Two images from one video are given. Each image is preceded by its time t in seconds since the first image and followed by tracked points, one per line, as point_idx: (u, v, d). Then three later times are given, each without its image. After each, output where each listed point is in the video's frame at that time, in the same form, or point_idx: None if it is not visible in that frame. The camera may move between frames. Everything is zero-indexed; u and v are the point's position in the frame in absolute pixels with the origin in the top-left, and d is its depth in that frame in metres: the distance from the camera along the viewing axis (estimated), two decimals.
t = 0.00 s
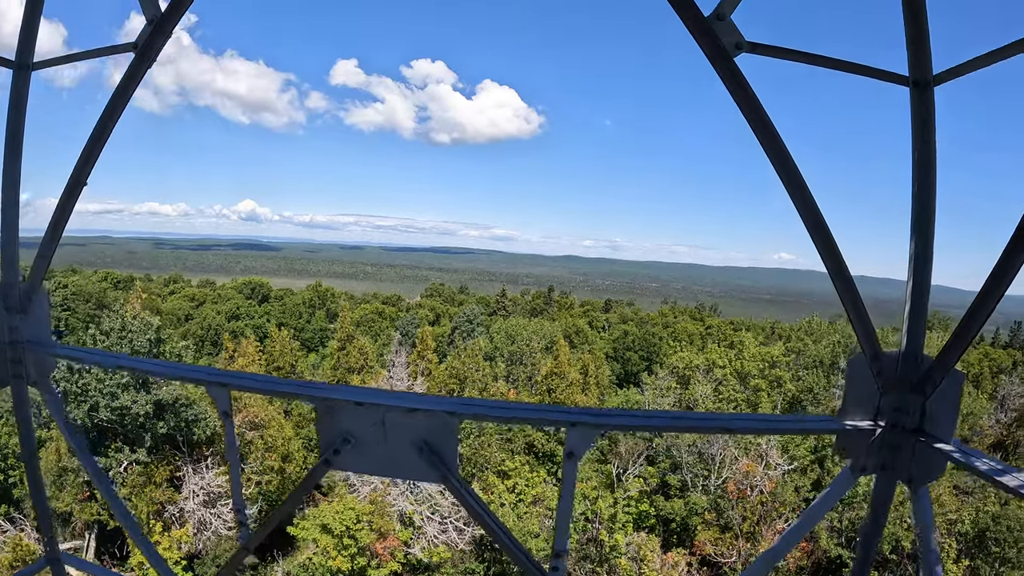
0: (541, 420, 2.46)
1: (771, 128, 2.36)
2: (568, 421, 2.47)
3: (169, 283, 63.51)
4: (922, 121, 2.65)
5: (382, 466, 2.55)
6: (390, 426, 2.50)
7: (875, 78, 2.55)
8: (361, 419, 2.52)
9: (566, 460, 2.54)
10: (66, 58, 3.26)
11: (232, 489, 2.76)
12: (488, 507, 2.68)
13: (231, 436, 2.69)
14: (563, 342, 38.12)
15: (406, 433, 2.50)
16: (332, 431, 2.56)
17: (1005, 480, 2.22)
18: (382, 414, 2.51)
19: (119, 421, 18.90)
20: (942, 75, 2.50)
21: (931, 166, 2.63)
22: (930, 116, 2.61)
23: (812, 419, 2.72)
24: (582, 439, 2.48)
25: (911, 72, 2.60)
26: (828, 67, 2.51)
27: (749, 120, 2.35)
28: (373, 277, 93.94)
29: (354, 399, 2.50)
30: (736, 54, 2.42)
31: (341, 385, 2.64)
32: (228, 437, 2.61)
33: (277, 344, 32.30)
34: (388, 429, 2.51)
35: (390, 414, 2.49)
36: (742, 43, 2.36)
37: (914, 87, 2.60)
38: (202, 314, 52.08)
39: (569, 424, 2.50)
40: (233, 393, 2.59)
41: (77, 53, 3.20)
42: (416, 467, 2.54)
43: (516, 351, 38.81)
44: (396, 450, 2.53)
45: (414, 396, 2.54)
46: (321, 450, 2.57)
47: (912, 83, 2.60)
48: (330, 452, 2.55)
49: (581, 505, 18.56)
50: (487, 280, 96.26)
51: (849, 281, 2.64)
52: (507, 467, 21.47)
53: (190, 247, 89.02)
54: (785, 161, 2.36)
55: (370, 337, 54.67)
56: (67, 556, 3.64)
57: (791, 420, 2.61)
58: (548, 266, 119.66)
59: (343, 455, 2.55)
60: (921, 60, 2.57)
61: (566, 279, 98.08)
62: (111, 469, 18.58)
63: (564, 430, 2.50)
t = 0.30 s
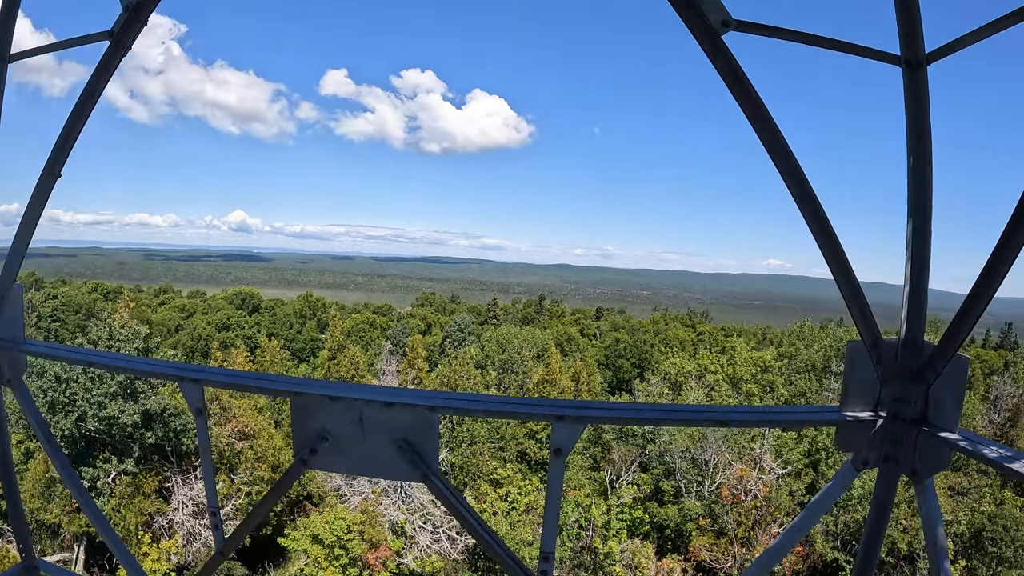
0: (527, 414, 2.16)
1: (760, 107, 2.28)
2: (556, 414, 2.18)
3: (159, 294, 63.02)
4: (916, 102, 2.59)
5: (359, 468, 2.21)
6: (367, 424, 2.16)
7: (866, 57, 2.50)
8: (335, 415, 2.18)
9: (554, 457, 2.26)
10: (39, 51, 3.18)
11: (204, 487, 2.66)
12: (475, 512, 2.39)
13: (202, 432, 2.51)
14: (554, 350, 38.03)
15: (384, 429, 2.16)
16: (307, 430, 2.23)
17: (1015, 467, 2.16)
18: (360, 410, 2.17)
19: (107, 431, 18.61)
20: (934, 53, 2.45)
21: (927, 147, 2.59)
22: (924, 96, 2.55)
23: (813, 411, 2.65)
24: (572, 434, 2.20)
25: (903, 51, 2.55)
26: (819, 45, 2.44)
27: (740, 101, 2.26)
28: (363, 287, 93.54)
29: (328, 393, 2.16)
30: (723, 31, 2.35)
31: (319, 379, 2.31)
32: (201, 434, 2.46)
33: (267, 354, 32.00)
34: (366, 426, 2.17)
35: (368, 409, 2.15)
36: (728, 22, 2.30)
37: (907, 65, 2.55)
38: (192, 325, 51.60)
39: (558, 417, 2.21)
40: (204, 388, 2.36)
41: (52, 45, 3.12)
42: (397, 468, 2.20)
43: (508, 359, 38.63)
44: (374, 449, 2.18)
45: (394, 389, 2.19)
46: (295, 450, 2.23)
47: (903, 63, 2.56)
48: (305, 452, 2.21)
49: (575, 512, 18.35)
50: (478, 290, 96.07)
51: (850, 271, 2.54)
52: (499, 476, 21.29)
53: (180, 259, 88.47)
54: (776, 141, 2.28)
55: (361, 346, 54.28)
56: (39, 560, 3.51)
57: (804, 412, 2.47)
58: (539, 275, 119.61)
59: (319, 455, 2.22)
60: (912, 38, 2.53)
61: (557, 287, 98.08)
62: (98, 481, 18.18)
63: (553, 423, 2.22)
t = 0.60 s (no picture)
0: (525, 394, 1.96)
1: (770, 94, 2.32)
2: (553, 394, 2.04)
3: (150, 300, 62.45)
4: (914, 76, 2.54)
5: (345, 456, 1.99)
6: (357, 407, 1.96)
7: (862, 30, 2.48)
8: (321, 397, 1.99)
9: (551, 439, 2.14)
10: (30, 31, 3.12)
11: (189, 482, 2.55)
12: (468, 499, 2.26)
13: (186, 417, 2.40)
14: (548, 354, 37.88)
15: (373, 411, 1.96)
16: (293, 414, 2.02)
17: None
18: (348, 391, 1.97)
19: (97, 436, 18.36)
20: (933, 23, 2.42)
21: (926, 121, 2.53)
22: (922, 69, 2.49)
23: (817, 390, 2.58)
24: (568, 415, 2.09)
25: (899, 26, 2.50)
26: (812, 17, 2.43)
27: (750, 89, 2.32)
28: (355, 294, 93.05)
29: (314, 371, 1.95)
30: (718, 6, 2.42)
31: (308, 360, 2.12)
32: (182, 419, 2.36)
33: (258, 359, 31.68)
34: (355, 408, 1.97)
35: (357, 391, 1.95)
36: None
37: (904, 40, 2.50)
38: (182, 331, 51.08)
39: (555, 397, 2.09)
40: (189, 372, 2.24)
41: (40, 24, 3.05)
42: (389, 457, 1.98)
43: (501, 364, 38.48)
44: (363, 433, 1.98)
45: (385, 370, 1.99)
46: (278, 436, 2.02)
47: (900, 37, 2.51)
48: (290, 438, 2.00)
49: (571, 515, 18.13)
50: (471, 295, 95.86)
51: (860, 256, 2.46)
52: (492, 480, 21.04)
53: (171, 265, 87.71)
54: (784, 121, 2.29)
55: (353, 352, 53.89)
56: (18, 557, 3.38)
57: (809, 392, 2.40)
58: (531, 280, 119.50)
59: (307, 439, 2.00)
60: (909, 11, 2.49)
61: (549, 293, 98.02)
62: (88, 486, 18.02)
63: (549, 402, 2.10)
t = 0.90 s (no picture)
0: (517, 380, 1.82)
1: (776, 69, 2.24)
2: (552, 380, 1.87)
3: (141, 302, 61.87)
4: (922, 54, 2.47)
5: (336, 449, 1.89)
6: (343, 394, 1.85)
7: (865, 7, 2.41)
8: (309, 384, 1.87)
9: (550, 430, 1.98)
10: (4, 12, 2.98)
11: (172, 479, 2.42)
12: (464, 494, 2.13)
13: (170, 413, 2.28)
14: (541, 355, 37.75)
15: (364, 402, 1.85)
16: (276, 405, 1.91)
17: None
18: (337, 379, 1.86)
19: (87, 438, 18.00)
20: (939, 2, 2.34)
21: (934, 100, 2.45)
22: (930, 47, 2.43)
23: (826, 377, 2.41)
24: (568, 404, 1.90)
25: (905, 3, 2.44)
26: None
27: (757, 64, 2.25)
28: (348, 296, 92.58)
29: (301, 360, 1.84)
30: None
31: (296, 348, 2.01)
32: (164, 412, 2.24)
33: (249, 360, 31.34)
34: (341, 396, 1.86)
35: (345, 379, 1.83)
36: None
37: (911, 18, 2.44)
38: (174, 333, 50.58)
39: (555, 383, 1.91)
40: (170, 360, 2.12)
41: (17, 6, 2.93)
42: (383, 451, 1.87)
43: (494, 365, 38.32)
44: (352, 424, 1.87)
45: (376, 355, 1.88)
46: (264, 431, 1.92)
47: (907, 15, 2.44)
48: (274, 430, 1.89)
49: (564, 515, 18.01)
50: (464, 297, 95.64)
51: (871, 238, 2.37)
52: (485, 481, 20.78)
53: (162, 267, 86.93)
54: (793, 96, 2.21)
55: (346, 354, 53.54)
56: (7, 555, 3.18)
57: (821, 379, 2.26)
58: (524, 281, 119.42)
59: (293, 432, 1.89)
60: None
61: (542, 294, 98.00)
62: (78, 489, 17.65)
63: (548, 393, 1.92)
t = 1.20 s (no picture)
0: (523, 340, 1.76)
1: (794, 31, 2.29)
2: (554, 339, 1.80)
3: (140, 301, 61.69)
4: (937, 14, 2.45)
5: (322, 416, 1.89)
6: (330, 357, 1.85)
7: None
8: (294, 348, 1.88)
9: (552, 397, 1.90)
10: None
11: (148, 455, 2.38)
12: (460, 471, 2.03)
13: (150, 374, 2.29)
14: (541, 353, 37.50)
15: (352, 365, 1.85)
16: (258, 370, 1.91)
17: None
18: (322, 342, 1.87)
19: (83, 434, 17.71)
20: None
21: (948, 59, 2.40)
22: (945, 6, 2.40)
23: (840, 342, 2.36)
24: (571, 365, 1.83)
25: None
26: None
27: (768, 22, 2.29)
28: (347, 295, 92.34)
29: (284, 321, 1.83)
30: None
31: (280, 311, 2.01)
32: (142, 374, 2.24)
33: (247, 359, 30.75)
34: (328, 359, 1.86)
35: (332, 340, 1.84)
36: None
37: None
38: (173, 331, 50.39)
39: (557, 344, 1.85)
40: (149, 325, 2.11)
41: None
42: (371, 416, 1.87)
43: (492, 363, 38.15)
44: (339, 388, 1.87)
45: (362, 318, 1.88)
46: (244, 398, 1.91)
47: None
48: (255, 396, 1.88)
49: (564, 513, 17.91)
50: (463, 296, 95.39)
51: (884, 192, 2.36)
52: (484, 478, 20.49)
53: (161, 266, 86.56)
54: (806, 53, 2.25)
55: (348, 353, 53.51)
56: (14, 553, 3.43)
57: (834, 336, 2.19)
58: (522, 281, 119.06)
59: (275, 399, 1.89)
60: None
61: (542, 293, 97.74)
62: (73, 485, 17.48)
63: (549, 353, 1.85)
